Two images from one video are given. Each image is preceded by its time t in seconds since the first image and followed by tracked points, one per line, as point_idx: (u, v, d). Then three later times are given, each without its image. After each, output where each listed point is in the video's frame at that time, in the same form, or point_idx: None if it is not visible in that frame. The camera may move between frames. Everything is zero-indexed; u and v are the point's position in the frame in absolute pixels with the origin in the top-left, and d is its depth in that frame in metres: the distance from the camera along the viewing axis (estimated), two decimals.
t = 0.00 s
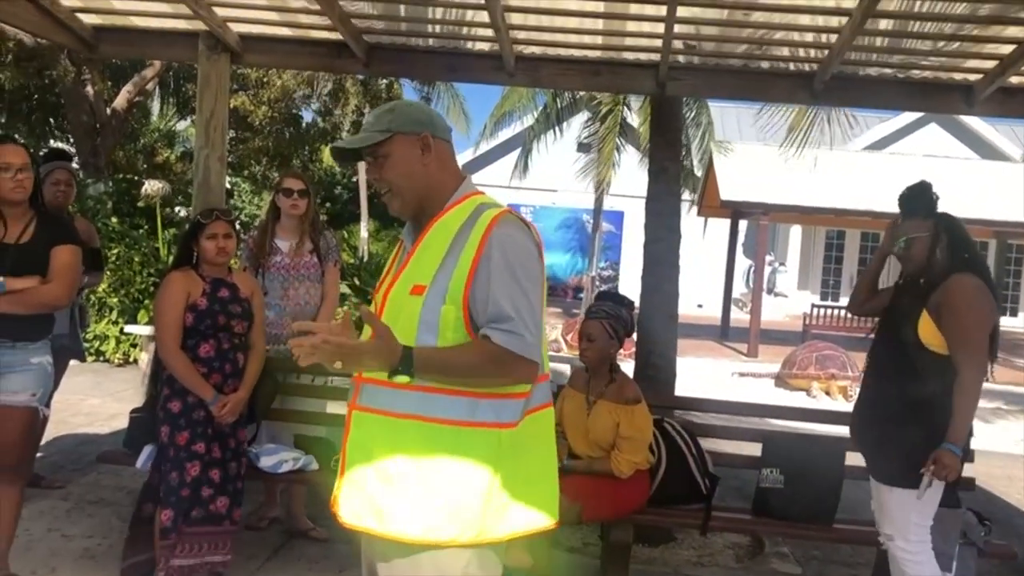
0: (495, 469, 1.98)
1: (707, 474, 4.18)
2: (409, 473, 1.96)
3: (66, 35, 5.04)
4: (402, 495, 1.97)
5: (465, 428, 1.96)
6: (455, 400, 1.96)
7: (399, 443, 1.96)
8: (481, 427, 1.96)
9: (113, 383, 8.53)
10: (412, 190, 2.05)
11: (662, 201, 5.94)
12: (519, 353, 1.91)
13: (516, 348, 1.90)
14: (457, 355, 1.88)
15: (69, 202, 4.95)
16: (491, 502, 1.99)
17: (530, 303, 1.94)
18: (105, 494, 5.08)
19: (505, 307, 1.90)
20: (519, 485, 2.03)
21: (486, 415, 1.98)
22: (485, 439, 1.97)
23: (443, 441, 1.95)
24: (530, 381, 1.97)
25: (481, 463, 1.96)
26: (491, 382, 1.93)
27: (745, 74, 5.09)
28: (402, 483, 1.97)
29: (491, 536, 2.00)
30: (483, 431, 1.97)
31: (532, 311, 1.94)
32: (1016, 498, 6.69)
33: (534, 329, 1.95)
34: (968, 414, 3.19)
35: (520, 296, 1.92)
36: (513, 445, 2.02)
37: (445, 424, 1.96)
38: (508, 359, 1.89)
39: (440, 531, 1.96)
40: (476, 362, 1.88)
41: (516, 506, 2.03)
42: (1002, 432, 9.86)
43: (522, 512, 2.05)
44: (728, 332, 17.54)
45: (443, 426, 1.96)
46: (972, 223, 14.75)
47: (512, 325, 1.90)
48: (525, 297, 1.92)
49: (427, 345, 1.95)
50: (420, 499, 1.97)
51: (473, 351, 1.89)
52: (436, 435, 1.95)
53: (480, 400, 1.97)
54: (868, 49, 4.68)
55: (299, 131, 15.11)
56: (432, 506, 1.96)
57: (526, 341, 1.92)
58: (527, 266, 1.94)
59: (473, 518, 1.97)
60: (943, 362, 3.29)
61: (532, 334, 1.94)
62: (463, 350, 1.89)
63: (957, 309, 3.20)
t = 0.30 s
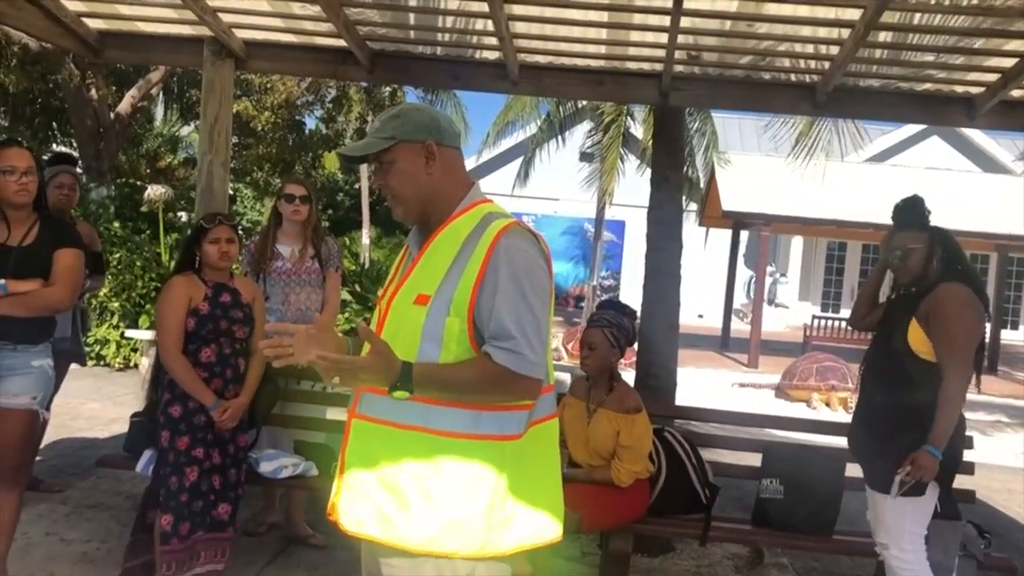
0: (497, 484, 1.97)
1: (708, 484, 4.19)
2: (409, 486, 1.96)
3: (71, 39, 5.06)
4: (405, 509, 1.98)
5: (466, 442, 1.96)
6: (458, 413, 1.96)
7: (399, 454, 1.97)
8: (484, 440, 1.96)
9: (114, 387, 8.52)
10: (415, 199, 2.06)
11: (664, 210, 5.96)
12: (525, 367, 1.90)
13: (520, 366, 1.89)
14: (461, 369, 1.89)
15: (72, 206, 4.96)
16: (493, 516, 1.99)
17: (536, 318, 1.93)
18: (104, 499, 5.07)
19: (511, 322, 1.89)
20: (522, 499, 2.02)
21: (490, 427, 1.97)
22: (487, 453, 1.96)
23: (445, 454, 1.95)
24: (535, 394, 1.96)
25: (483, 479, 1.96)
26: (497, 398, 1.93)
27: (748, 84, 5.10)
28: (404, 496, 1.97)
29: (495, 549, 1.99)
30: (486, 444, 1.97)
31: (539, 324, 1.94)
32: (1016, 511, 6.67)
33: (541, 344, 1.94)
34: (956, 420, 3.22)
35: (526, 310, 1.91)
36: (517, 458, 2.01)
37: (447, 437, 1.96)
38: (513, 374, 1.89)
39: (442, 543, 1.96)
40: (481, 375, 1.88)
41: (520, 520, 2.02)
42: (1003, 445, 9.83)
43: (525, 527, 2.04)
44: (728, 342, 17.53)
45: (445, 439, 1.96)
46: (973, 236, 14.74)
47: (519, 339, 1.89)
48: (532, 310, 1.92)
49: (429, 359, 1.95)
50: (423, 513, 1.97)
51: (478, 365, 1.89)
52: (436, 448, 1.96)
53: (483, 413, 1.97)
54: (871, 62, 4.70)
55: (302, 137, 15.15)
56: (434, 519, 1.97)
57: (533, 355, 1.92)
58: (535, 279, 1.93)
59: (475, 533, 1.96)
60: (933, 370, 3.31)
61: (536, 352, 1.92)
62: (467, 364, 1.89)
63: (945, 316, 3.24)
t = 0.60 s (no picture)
0: (490, 491, 1.97)
1: (707, 492, 4.19)
2: (401, 492, 1.97)
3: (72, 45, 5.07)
4: (397, 516, 1.98)
5: (459, 448, 1.96)
6: (451, 419, 1.97)
7: (392, 461, 1.97)
8: (478, 446, 1.96)
9: (113, 393, 8.52)
10: (415, 202, 2.06)
11: (664, 217, 5.98)
12: (519, 373, 1.90)
13: (514, 372, 1.89)
14: (456, 375, 1.89)
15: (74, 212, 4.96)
16: (486, 524, 1.98)
17: (531, 324, 1.93)
18: (103, 505, 5.07)
19: (506, 329, 1.89)
20: (515, 508, 2.01)
21: (483, 433, 1.97)
22: (480, 458, 1.96)
23: (438, 459, 1.95)
24: (529, 401, 1.96)
25: (475, 486, 1.96)
26: (493, 404, 1.93)
27: (748, 92, 5.11)
28: (396, 503, 1.97)
29: (486, 557, 1.99)
30: (479, 451, 1.96)
31: (536, 330, 1.93)
32: (1014, 520, 6.67)
33: (535, 351, 1.94)
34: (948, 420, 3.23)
35: (521, 317, 1.91)
36: (511, 466, 2.00)
37: (440, 442, 1.96)
38: (507, 379, 1.89)
39: (432, 550, 1.96)
40: (474, 381, 1.88)
41: (513, 528, 2.01)
42: (1002, 454, 9.83)
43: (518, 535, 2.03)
44: (728, 350, 17.52)
45: (437, 444, 1.96)
46: (971, 245, 14.75)
47: (513, 344, 1.89)
48: (527, 316, 1.91)
49: (423, 365, 1.95)
50: (415, 519, 1.97)
51: (473, 369, 1.89)
52: (429, 454, 1.96)
53: (477, 419, 1.97)
54: (868, 71, 4.71)
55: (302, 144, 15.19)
56: (425, 526, 1.97)
57: (528, 360, 1.91)
58: (531, 286, 1.93)
59: (467, 541, 1.96)
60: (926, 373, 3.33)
61: (530, 358, 1.92)
62: (463, 369, 1.89)
63: (934, 321, 3.25)
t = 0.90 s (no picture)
0: (481, 502, 1.96)
1: (707, 500, 4.20)
2: (394, 500, 1.98)
3: (73, 56, 5.09)
4: (390, 523, 1.99)
5: (451, 457, 1.96)
6: (445, 427, 1.97)
7: (385, 469, 1.98)
8: (470, 455, 1.96)
9: (113, 402, 8.53)
10: (415, 210, 2.07)
11: (663, 225, 6.00)
12: (510, 382, 1.90)
13: (502, 382, 1.89)
14: (448, 384, 1.89)
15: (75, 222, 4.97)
16: (478, 534, 1.98)
17: (524, 335, 1.93)
18: (103, 515, 5.07)
19: (497, 339, 1.89)
20: (507, 519, 2.01)
21: (477, 443, 1.97)
22: (473, 467, 1.96)
23: (431, 466, 1.96)
24: (522, 411, 1.95)
25: (466, 497, 1.96)
26: (486, 413, 1.93)
27: (745, 101, 5.14)
28: (389, 510, 1.98)
29: (479, 567, 1.99)
30: (472, 459, 1.96)
31: (529, 340, 1.93)
32: (1015, 527, 6.67)
33: (528, 362, 1.93)
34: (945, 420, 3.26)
35: (513, 328, 1.91)
36: (504, 476, 2.00)
37: (433, 450, 1.96)
38: (498, 389, 1.89)
39: (423, 557, 1.97)
40: (464, 388, 1.89)
41: (506, 539, 2.01)
42: (1002, 460, 9.83)
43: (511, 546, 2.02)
44: (727, 357, 17.52)
45: (430, 452, 1.96)
46: (970, 252, 14.77)
47: (505, 354, 1.89)
48: (520, 325, 1.91)
49: (418, 372, 1.96)
50: (408, 527, 1.98)
51: (466, 378, 1.90)
52: (422, 462, 1.96)
53: (471, 428, 1.97)
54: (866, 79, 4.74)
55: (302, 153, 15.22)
56: (417, 534, 1.97)
57: (520, 370, 1.91)
58: (524, 297, 1.93)
59: (457, 550, 1.96)
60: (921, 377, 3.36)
61: (522, 368, 1.92)
62: (454, 377, 1.90)
63: (921, 330, 3.28)
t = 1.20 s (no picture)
0: (475, 511, 1.96)
1: (707, 508, 4.19)
2: (388, 509, 1.97)
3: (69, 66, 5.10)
4: (383, 532, 1.98)
5: (447, 465, 1.96)
6: (440, 436, 1.97)
7: (381, 479, 1.98)
8: (466, 464, 1.96)
9: (111, 412, 8.52)
10: (416, 218, 2.08)
11: (661, 232, 6.00)
12: (507, 392, 1.89)
13: (499, 391, 1.88)
14: (444, 393, 1.89)
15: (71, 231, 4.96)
16: (470, 544, 1.97)
17: (521, 345, 1.93)
18: (101, 525, 5.05)
19: (494, 348, 1.89)
20: (500, 529, 2.00)
21: (472, 452, 1.97)
22: (467, 476, 1.96)
23: (426, 475, 1.96)
24: (518, 421, 1.95)
25: (459, 505, 1.95)
26: (483, 422, 1.92)
27: (740, 108, 5.15)
28: (383, 519, 1.98)
29: None
30: (467, 468, 1.96)
31: (526, 349, 1.93)
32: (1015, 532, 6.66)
33: (525, 372, 1.93)
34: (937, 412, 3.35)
35: (510, 336, 1.91)
36: (499, 486, 1.99)
37: (429, 458, 1.96)
38: (494, 398, 1.89)
39: (415, 565, 1.96)
40: (460, 398, 1.88)
41: (498, 550, 1.99)
42: (1001, 465, 9.82)
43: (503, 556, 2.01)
44: (725, 364, 17.52)
45: (425, 460, 1.96)
46: (967, 257, 14.79)
47: (501, 363, 1.89)
48: (517, 334, 1.92)
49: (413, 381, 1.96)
50: (401, 535, 1.97)
51: (462, 386, 1.89)
52: (418, 471, 1.96)
53: (466, 437, 1.97)
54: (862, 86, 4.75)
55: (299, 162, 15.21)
56: (410, 542, 1.96)
57: (517, 379, 1.91)
58: (522, 307, 1.93)
59: (449, 560, 1.95)
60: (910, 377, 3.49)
61: (519, 377, 1.91)
62: (450, 386, 1.89)
63: (899, 329, 3.43)
